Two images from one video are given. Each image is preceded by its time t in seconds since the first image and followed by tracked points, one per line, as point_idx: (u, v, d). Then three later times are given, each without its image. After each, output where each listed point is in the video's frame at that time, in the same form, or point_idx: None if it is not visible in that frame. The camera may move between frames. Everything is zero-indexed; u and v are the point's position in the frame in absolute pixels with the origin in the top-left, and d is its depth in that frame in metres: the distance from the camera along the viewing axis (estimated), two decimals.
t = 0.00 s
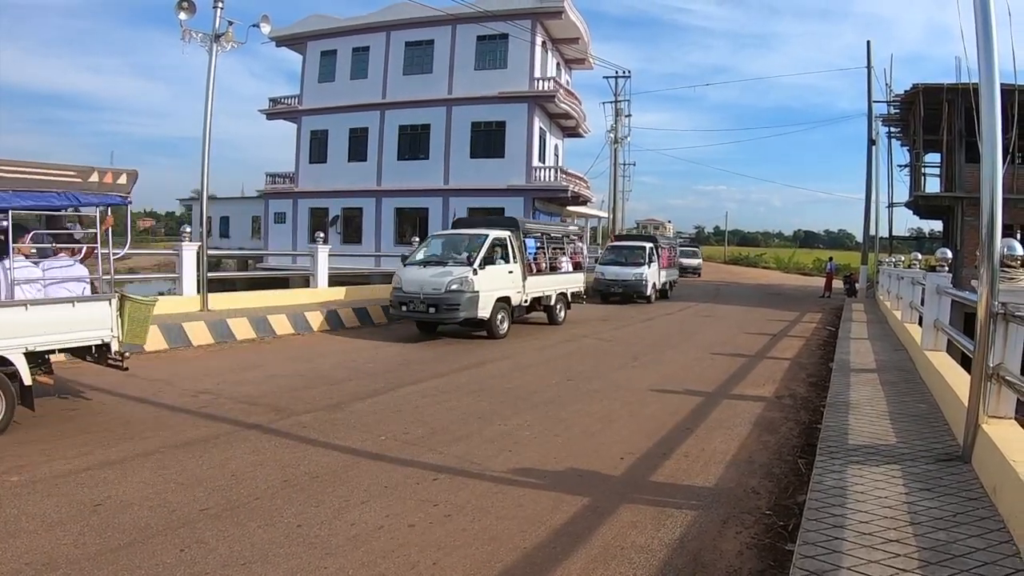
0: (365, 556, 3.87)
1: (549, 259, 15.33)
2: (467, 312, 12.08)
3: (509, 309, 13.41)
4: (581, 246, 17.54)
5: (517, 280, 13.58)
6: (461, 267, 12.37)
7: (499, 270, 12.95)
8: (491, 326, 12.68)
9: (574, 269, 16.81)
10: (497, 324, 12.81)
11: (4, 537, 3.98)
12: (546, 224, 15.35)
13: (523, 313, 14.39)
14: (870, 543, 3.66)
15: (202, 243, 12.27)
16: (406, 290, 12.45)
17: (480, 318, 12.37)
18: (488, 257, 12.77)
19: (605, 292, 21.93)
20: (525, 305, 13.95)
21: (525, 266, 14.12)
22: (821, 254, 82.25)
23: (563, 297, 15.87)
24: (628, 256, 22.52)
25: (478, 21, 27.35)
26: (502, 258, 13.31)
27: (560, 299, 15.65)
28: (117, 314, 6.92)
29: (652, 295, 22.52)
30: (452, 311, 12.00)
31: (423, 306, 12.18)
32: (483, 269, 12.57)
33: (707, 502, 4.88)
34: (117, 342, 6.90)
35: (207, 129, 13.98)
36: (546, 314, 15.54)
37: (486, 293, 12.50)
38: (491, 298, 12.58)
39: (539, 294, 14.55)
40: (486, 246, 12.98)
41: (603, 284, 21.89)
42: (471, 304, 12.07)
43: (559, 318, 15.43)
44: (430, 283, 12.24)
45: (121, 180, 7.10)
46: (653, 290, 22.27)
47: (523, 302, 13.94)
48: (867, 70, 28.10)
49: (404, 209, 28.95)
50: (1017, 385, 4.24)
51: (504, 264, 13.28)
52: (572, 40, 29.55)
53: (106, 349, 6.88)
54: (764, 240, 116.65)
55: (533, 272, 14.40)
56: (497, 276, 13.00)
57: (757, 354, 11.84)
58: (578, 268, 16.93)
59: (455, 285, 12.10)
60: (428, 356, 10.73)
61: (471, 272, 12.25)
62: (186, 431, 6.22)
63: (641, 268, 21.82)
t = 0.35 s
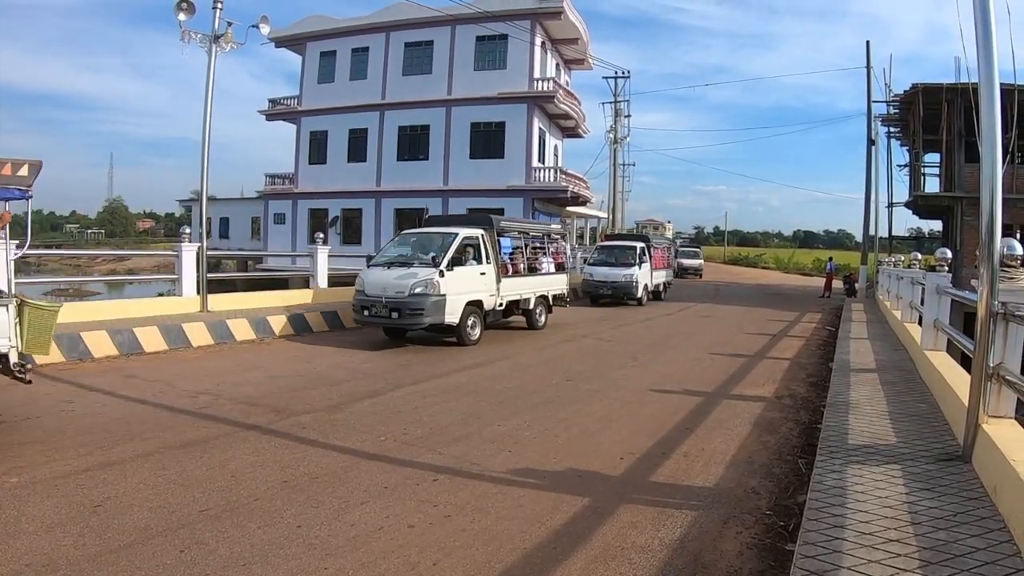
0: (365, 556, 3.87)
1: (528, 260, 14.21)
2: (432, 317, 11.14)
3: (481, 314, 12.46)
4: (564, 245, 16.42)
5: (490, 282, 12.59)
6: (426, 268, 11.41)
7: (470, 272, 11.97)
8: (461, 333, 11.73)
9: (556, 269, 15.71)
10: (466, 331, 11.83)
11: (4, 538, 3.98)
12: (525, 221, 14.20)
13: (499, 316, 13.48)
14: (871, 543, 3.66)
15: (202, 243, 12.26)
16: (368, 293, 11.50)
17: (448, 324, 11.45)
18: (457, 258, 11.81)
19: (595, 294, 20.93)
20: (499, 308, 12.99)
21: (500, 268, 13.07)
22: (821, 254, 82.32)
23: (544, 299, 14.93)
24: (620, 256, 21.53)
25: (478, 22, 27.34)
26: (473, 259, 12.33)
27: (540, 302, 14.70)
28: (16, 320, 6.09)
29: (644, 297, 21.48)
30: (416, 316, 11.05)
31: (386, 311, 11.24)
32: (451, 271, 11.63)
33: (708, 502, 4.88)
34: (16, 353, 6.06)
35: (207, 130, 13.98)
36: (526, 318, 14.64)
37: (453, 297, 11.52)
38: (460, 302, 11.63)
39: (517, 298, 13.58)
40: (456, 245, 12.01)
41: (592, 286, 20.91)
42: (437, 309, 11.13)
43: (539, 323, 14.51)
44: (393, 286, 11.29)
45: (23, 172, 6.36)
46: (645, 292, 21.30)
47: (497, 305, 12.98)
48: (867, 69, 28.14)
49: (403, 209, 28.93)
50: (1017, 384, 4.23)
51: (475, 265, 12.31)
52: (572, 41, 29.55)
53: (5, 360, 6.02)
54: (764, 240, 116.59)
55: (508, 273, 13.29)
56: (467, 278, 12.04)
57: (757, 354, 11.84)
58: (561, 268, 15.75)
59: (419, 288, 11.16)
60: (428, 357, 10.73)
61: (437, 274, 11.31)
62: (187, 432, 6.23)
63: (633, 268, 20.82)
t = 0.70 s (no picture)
0: (368, 561, 3.88)
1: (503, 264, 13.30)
2: (393, 327, 10.25)
3: (451, 322, 11.55)
4: (547, 248, 15.50)
5: (461, 288, 11.69)
6: (388, 273, 10.55)
7: (437, 277, 11.10)
8: (427, 344, 10.81)
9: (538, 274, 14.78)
10: (434, 342, 10.93)
11: (8, 543, 3.99)
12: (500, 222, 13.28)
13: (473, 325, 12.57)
14: (875, 547, 3.66)
15: (205, 248, 12.26)
16: (327, 302, 10.67)
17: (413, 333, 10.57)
18: (421, 262, 10.95)
19: (587, 299, 20.23)
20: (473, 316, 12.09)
21: (472, 273, 12.17)
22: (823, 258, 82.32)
23: (524, 307, 13.94)
24: (613, 260, 20.79)
25: (480, 26, 27.41)
26: (441, 263, 11.46)
27: (521, 310, 13.80)
28: None
29: (638, 303, 20.69)
30: (375, 325, 10.17)
31: (344, 320, 10.38)
32: (415, 276, 10.76)
33: (712, 506, 4.88)
34: None
35: (209, 135, 14.02)
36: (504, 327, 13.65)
37: (417, 305, 10.63)
38: (425, 310, 10.75)
39: (492, 304, 12.67)
40: (422, 248, 11.16)
41: (583, 291, 20.24)
42: (398, 317, 10.26)
43: (520, 332, 13.62)
44: (352, 293, 10.44)
45: None
46: (638, 297, 20.60)
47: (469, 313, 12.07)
48: (868, 73, 28.19)
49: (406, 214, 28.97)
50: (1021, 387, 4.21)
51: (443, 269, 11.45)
52: (574, 45, 29.58)
53: None
54: (766, 243, 116.55)
55: (481, 279, 12.38)
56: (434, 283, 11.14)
57: (760, 358, 11.83)
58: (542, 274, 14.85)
59: (379, 294, 10.31)
60: (432, 362, 10.74)
61: (398, 279, 10.45)
62: (191, 437, 6.25)
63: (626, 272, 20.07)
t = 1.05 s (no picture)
0: (374, 566, 3.88)
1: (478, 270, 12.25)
2: (349, 340, 9.21)
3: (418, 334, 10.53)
4: (530, 251, 14.45)
5: (429, 296, 10.64)
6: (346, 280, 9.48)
7: (401, 284, 10.06)
8: (389, 358, 9.81)
9: (518, 280, 13.76)
10: (397, 356, 9.90)
11: (14, 548, 4.01)
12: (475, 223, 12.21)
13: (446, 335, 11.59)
14: (881, 550, 3.64)
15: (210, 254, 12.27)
16: (281, 311, 9.64)
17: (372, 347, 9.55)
18: (384, 268, 9.87)
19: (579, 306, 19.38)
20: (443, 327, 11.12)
21: (443, 280, 11.13)
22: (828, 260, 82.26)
23: (502, 315, 12.98)
24: (607, 264, 19.90)
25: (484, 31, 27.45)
26: (407, 270, 10.40)
27: (499, 319, 12.85)
28: None
29: (633, 309, 19.79)
30: (330, 339, 9.14)
31: (296, 332, 9.36)
32: (376, 283, 9.69)
33: (717, 510, 4.87)
34: None
35: (214, 141, 14.07)
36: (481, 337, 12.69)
37: (377, 316, 9.58)
38: (387, 321, 9.72)
39: (466, 313, 11.71)
40: (386, 252, 10.10)
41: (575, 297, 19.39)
42: (355, 330, 9.22)
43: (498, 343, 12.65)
44: (306, 302, 9.40)
45: None
46: (634, 303, 19.80)
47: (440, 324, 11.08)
48: (872, 75, 28.16)
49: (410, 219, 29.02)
50: None
51: (409, 276, 10.39)
52: (577, 49, 29.63)
53: None
54: (771, 246, 116.31)
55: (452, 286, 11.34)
56: (398, 291, 10.08)
57: (764, 361, 11.82)
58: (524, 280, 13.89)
59: (334, 304, 9.25)
60: (436, 366, 10.77)
61: (356, 287, 9.39)
62: (196, 442, 6.26)
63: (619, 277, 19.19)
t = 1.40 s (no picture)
0: (378, 570, 3.88)
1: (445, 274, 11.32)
2: (294, 352, 8.47)
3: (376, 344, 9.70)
4: (508, 254, 13.36)
5: (388, 302, 9.79)
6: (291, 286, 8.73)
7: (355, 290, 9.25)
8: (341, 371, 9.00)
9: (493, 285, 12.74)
10: (351, 369, 9.07)
11: (18, 551, 4.01)
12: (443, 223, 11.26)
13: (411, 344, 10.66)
14: (885, 552, 3.63)
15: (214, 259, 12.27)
16: (225, 320, 8.94)
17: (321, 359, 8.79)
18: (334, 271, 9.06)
19: (570, 311, 18.50)
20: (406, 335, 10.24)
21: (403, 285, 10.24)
22: (832, 263, 82.16)
23: (475, 323, 12.04)
24: (598, 266, 18.97)
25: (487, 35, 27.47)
26: (363, 274, 9.57)
27: (471, 327, 11.90)
28: None
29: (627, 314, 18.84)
30: (272, 350, 8.40)
31: (239, 342, 8.64)
32: (324, 288, 8.89)
33: (722, 512, 4.86)
34: None
35: (218, 144, 14.10)
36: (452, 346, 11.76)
37: (326, 324, 8.80)
38: (337, 330, 8.93)
39: (433, 321, 10.76)
40: (338, 255, 9.28)
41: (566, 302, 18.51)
42: (299, 340, 8.46)
43: (470, 352, 11.72)
44: (249, 310, 8.69)
45: None
46: (627, 307, 18.84)
47: (401, 333, 10.16)
48: (875, 78, 28.14)
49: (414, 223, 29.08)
50: None
51: (365, 280, 9.55)
52: (580, 53, 29.66)
53: None
54: (774, 248, 116.06)
55: (415, 291, 10.48)
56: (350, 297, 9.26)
57: (769, 364, 11.79)
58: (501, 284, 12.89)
59: (277, 312, 8.52)
60: (440, 369, 10.78)
61: (301, 292, 8.62)
62: (200, 445, 6.28)
63: (612, 280, 18.26)
